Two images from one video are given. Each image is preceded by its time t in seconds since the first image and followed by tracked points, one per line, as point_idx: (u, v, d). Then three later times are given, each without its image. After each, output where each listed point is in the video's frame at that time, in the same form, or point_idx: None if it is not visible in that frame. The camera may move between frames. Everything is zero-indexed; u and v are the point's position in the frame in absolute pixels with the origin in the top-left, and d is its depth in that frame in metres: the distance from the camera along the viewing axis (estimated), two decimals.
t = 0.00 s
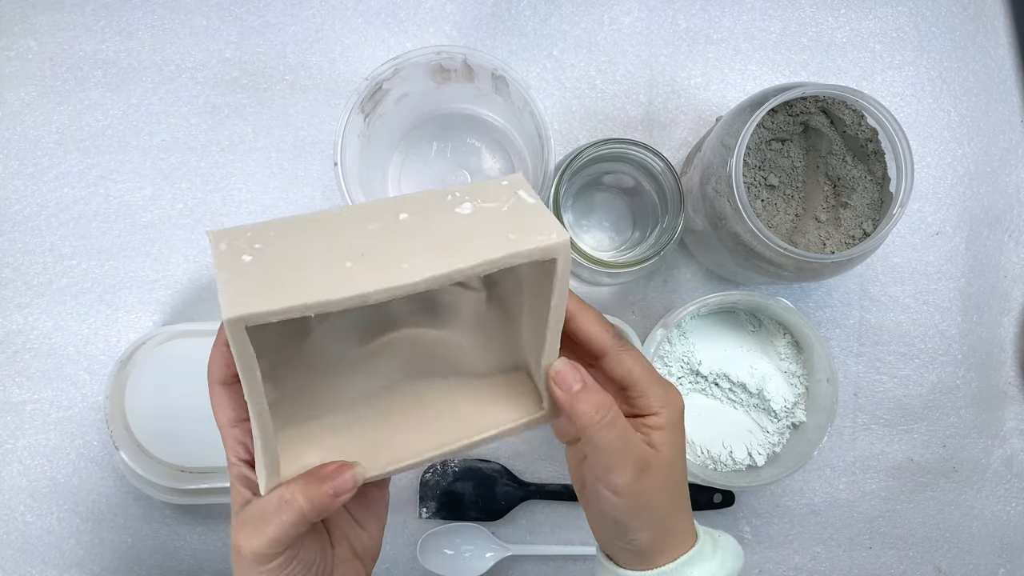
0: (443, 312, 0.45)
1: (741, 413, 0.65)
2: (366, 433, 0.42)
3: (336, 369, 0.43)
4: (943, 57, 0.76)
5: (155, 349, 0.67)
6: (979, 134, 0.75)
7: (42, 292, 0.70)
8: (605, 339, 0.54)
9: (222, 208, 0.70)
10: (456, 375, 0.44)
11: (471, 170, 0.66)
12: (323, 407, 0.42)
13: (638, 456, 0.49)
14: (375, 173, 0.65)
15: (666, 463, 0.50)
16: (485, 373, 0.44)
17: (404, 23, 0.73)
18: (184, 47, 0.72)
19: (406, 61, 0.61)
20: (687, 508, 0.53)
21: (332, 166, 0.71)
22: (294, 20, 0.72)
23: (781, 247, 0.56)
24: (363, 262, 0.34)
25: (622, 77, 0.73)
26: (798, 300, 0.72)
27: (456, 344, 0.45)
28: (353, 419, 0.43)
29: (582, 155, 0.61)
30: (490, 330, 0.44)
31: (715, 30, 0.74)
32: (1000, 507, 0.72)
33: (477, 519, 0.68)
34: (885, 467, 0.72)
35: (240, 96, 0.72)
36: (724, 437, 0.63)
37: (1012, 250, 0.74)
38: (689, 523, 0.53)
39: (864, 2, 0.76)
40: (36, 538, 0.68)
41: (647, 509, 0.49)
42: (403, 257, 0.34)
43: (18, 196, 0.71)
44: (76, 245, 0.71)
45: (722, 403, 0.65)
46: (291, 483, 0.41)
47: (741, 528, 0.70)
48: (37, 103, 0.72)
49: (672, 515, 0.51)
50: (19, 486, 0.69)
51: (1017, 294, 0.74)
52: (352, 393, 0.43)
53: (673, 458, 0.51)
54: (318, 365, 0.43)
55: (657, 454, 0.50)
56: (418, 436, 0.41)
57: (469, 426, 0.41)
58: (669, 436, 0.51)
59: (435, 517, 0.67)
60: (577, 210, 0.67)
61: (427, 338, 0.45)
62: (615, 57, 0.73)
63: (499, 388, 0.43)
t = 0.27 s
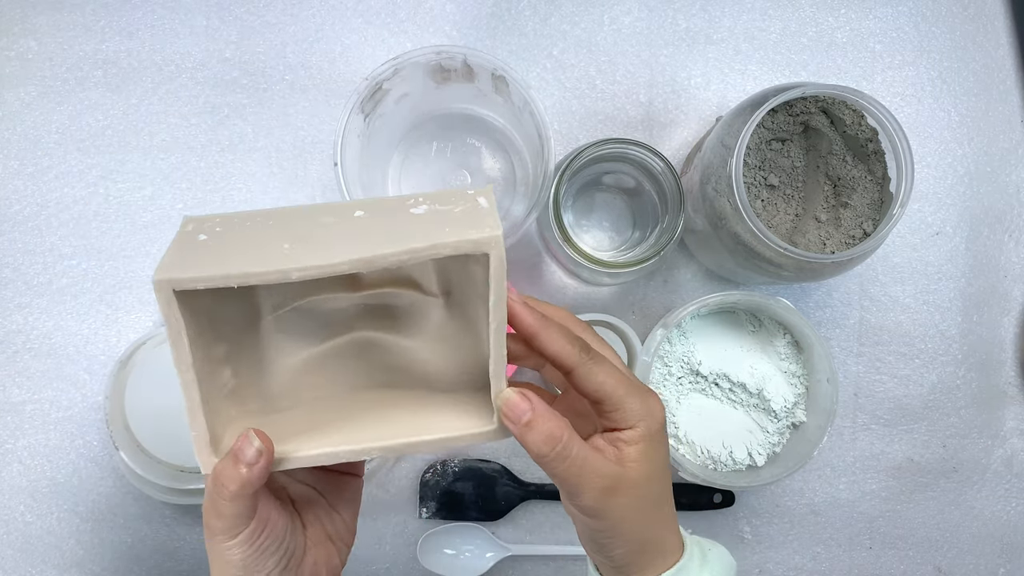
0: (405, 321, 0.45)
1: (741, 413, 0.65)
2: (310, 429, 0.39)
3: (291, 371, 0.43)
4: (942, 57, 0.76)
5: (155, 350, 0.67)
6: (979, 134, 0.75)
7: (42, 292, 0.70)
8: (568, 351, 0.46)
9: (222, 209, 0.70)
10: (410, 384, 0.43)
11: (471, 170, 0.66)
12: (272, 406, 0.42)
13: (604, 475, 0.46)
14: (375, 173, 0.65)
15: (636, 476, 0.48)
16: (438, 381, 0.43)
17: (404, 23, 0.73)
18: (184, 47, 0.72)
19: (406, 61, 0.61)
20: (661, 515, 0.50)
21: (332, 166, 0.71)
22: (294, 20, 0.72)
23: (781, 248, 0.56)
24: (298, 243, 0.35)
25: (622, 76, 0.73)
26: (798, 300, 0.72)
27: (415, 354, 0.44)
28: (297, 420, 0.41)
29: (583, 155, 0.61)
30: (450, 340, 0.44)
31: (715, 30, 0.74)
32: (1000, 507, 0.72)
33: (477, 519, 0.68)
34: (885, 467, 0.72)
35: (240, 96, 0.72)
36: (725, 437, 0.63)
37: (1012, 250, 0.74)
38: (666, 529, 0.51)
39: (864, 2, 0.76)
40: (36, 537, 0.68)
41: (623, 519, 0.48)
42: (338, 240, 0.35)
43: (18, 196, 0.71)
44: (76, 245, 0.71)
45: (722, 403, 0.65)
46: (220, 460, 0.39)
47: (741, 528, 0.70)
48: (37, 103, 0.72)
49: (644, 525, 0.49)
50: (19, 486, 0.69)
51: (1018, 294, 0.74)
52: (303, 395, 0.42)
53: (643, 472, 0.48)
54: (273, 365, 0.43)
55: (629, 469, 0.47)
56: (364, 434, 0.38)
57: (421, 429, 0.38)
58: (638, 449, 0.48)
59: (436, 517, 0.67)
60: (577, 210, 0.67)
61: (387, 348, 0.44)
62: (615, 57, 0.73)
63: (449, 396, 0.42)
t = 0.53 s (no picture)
0: (320, 336, 0.46)
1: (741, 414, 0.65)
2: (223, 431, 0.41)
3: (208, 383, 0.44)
4: (942, 57, 0.76)
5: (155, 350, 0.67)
6: (979, 134, 0.75)
7: (42, 292, 0.70)
8: (435, 345, 0.48)
9: (222, 209, 0.70)
10: (323, 392, 0.45)
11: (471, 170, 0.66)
12: (191, 415, 0.43)
13: (439, 468, 0.45)
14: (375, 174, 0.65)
15: (498, 474, 0.46)
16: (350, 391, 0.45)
17: (404, 23, 0.73)
18: (184, 47, 0.72)
19: (407, 61, 0.61)
20: (546, 519, 0.47)
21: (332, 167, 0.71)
22: (294, 20, 0.72)
23: (781, 247, 0.56)
24: (208, 256, 0.40)
25: (621, 77, 0.73)
26: (798, 300, 0.72)
27: (327, 366, 0.45)
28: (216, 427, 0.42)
29: (582, 155, 0.61)
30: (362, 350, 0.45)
31: (715, 30, 0.74)
32: (1000, 507, 0.72)
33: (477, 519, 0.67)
34: (885, 467, 0.72)
35: (240, 96, 0.72)
36: (725, 437, 0.63)
37: (1012, 251, 0.74)
38: (553, 535, 0.47)
39: (863, 2, 0.76)
40: (36, 537, 0.68)
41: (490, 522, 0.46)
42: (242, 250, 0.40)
43: (18, 196, 0.71)
44: (76, 245, 0.71)
45: (722, 403, 0.65)
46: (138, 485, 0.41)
47: (741, 528, 0.70)
48: (37, 103, 0.72)
49: (524, 529, 0.46)
50: (19, 486, 0.69)
51: (1017, 294, 0.74)
52: (219, 406, 0.44)
53: (500, 469, 0.46)
54: (193, 377, 0.44)
55: (473, 463, 0.46)
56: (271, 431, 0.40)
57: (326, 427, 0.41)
58: (494, 444, 0.47)
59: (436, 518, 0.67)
60: (577, 210, 0.67)
61: (303, 360, 0.45)
62: (615, 57, 0.73)
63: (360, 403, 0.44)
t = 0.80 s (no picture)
0: (238, 307, 0.52)
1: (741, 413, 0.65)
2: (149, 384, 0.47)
3: (124, 342, 0.50)
4: (942, 57, 0.76)
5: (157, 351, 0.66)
6: (979, 134, 0.75)
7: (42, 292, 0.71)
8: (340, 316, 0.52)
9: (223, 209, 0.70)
10: (234, 356, 0.50)
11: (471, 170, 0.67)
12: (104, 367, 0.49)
13: (334, 419, 0.47)
14: (376, 174, 0.65)
15: (373, 438, 0.47)
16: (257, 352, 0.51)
17: (404, 23, 0.73)
18: (185, 47, 0.72)
19: (407, 61, 0.61)
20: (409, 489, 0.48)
21: (332, 166, 0.71)
22: (294, 21, 0.72)
23: (780, 247, 0.56)
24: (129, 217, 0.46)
25: (622, 77, 0.73)
26: (797, 300, 0.72)
27: (238, 333, 0.51)
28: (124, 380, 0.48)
29: (582, 155, 0.61)
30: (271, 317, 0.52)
31: (715, 30, 0.74)
32: (1000, 507, 0.72)
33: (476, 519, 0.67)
34: (885, 467, 0.72)
35: (240, 96, 0.72)
36: (725, 437, 0.63)
37: (1012, 251, 0.74)
38: (403, 503, 0.47)
39: (863, 2, 0.76)
40: (36, 537, 0.68)
41: (352, 477, 0.47)
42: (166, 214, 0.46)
43: (18, 196, 0.71)
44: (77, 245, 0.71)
45: (722, 403, 0.65)
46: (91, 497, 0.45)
47: (741, 528, 0.71)
48: (38, 103, 0.72)
49: (382, 495, 0.47)
50: (19, 486, 0.69)
51: (1017, 294, 0.74)
52: (143, 369, 0.49)
53: (381, 434, 0.48)
54: (110, 334, 0.50)
55: (356, 424, 0.48)
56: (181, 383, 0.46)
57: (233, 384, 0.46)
58: (379, 406, 0.49)
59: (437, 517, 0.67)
60: (577, 211, 0.68)
61: (221, 327, 0.51)
62: (615, 57, 0.73)
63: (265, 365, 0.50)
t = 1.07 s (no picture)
0: (241, 200, 0.56)
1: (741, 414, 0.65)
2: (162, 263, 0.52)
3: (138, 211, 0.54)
4: (942, 57, 0.76)
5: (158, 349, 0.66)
6: (979, 134, 0.75)
7: (42, 292, 0.71)
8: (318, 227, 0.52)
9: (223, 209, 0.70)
10: (233, 247, 0.55)
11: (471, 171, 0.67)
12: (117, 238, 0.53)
13: (292, 330, 0.51)
14: (375, 175, 0.65)
15: (324, 346, 0.51)
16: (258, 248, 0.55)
17: (404, 23, 0.73)
18: (185, 47, 0.72)
19: (407, 61, 0.61)
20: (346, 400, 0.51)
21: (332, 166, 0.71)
22: (295, 21, 0.72)
23: (780, 247, 0.56)
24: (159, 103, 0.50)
25: (622, 77, 0.73)
26: (797, 300, 0.72)
27: (243, 225, 0.56)
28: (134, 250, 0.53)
29: (583, 155, 0.61)
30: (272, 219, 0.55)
31: (715, 30, 0.74)
32: (1000, 507, 0.72)
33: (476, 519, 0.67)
34: (884, 467, 0.72)
35: (240, 96, 0.72)
36: (725, 437, 0.63)
37: (1012, 251, 0.74)
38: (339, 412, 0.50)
39: (863, 2, 0.76)
40: (36, 537, 0.68)
41: (302, 377, 0.51)
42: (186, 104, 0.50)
43: (18, 196, 0.71)
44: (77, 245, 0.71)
45: (722, 403, 0.65)
46: None
47: (741, 528, 0.71)
48: (38, 103, 0.72)
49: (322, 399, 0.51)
50: (19, 486, 0.69)
51: (1017, 294, 0.74)
52: (154, 239, 0.54)
53: (331, 344, 0.51)
54: (128, 199, 0.54)
55: (311, 330, 0.51)
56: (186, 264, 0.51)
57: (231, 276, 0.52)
58: (336, 319, 0.52)
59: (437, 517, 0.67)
60: (577, 210, 0.68)
61: (224, 216, 0.55)
62: (615, 57, 0.73)
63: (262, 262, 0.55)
